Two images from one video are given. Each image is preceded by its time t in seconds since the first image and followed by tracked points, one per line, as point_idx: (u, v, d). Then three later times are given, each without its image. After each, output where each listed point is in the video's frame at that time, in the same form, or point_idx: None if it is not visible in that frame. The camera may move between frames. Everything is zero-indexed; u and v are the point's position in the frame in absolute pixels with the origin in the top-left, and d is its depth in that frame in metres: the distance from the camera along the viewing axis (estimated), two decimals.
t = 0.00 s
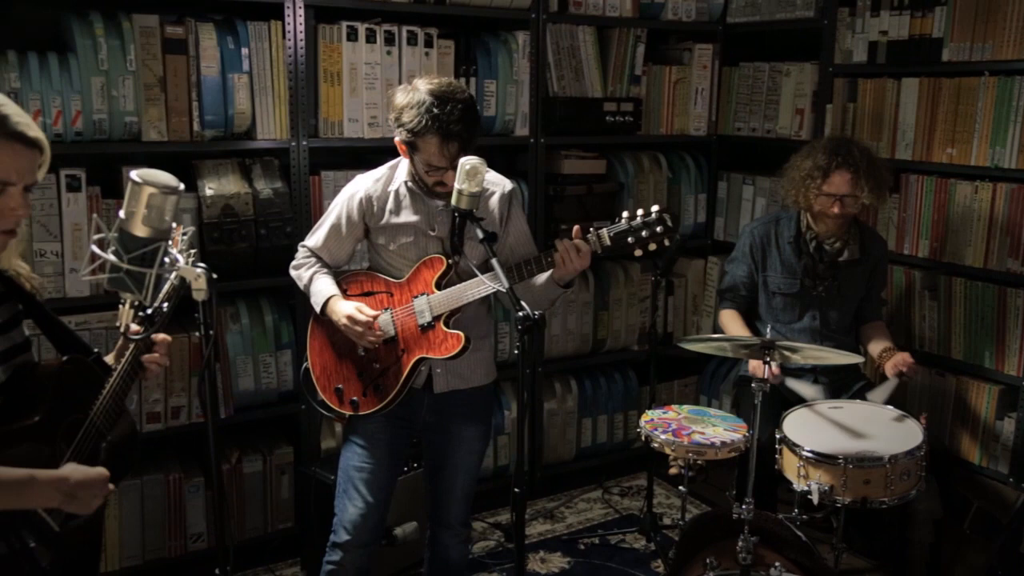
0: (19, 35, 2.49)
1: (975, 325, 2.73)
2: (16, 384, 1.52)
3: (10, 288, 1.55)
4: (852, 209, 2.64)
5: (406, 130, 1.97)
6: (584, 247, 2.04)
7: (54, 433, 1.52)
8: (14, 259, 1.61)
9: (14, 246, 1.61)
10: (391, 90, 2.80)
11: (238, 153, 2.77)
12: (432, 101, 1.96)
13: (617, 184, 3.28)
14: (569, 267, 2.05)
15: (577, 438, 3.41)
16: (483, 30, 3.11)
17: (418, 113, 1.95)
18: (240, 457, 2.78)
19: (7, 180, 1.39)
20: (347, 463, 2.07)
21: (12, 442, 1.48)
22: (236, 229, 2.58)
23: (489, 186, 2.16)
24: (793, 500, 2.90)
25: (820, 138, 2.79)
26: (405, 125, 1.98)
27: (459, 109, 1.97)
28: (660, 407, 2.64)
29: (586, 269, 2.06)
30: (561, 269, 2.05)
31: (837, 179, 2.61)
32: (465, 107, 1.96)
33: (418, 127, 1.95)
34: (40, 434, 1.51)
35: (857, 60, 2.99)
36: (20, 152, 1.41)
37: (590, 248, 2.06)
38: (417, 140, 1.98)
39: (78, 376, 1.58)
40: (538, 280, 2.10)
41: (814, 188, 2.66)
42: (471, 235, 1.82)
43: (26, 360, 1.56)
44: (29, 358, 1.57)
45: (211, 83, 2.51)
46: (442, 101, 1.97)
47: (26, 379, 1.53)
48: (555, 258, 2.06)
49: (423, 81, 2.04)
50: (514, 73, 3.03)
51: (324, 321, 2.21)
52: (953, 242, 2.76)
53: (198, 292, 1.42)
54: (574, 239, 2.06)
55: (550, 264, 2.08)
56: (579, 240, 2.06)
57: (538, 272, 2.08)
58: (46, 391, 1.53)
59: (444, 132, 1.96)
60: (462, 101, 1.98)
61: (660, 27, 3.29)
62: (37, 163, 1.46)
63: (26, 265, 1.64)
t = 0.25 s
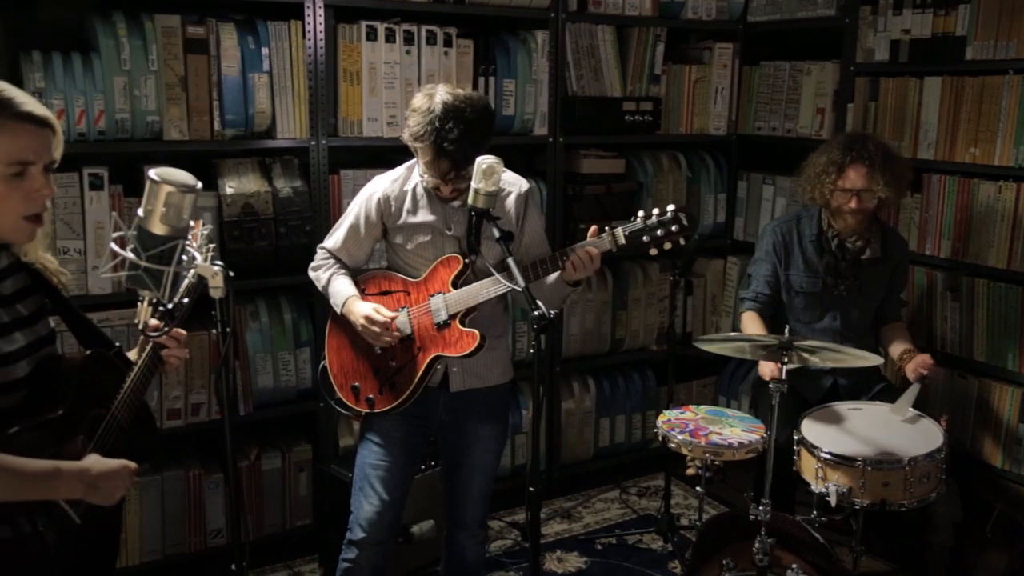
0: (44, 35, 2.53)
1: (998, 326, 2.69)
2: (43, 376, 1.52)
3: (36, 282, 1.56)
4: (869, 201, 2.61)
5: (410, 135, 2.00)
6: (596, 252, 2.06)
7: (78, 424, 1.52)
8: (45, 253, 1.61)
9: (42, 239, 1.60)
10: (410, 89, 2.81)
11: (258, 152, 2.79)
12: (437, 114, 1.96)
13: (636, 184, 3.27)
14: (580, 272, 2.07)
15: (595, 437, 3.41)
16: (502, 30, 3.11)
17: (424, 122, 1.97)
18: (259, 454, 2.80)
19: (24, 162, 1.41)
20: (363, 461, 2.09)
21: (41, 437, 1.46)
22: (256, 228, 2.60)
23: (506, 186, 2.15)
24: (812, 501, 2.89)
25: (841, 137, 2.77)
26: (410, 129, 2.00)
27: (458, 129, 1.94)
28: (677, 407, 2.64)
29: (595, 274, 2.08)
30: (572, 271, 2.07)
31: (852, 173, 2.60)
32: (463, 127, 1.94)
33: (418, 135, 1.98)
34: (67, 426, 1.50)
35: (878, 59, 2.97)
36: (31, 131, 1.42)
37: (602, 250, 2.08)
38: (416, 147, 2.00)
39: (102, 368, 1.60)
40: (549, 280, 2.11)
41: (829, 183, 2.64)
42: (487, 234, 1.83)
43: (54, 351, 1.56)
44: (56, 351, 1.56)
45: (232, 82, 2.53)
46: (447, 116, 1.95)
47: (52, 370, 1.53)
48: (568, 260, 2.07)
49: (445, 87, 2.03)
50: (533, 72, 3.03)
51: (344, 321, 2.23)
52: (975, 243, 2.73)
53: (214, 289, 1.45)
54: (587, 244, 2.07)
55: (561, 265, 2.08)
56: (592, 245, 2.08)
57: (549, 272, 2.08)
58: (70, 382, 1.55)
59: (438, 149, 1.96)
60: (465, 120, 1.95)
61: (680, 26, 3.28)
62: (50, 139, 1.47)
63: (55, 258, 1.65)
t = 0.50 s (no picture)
0: (67, 36, 2.55)
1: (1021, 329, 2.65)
2: (65, 382, 1.53)
3: (65, 287, 1.58)
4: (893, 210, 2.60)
5: (420, 142, 2.02)
6: (611, 254, 2.06)
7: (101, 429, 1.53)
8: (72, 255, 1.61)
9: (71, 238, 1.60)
10: (429, 89, 2.82)
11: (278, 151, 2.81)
12: (446, 125, 1.96)
13: (654, 184, 3.26)
14: (594, 274, 2.07)
15: (613, 438, 3.40)
16: (521, 30, 3.12)
17: (434, 130, 1.98)
18: (277, 451, 2.82)
19: (43, 151, 1.42)
20: (380, 460, 2.10)
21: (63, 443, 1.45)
22: (275, 227, 2.62)
23: (522, 188, 2.16)
24: (830, 504, 2.87)
25: (862, 138, 2.75)
26: (421, 137, 2.02)
27: (464, 144, 1.94)
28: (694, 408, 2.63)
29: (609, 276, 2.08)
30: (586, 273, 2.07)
31: (880, 179, 2.57)
32: (468, 143, 1.93)
33: (426, 143, 1.99)
34: (91, 432, 1.50)
35: (900, 58, 2.94)
36: (41, 120, 1.43)
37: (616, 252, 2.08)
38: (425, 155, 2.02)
39: (121, 376, 1.61)
40: (562, 281, 2.12)
41: (856, 189, 2.62)
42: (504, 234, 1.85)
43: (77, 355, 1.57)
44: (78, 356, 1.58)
45: (252, 82, 2.55)
46: (455, 130, 1.95)
47: (75, 376, 1.54)
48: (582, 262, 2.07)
49: (461, 97, 2.01)
50: (551, 72, 3.03)
51: (361, 325, 2.23)
52: (998, 244, 2.70)
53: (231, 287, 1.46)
54: (601, 246, 2.07)
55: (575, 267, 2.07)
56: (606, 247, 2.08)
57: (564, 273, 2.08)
58: (91, 390, 1.56)
59: (443, 162, 1.96)
60: (472, 135, 1.94)
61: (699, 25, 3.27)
62: (62, 124, 1.47)
63: (81, 260, 1.66)
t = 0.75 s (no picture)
0: (90, 36, 2.58)
1: None
2: (88, 372, 1.53)
3: (84, 277, 1.59)
4: (914, 206, 2.57)
5: (432, 131, 2.03)
6: (626, 247, 2.05)
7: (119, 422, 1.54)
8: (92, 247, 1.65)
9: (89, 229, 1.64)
10: (448, 88, 2.83)
11: (298, 150, 2.83)
12: (456, 112, 1.96)
13: (673, 183, 3.25)
14: (612, 267, 2.05)
15: (630, 438, 3.40)
16: (540, 29, 3.11)
17: (444, 119, 1.99)
18: (295, 449, 2.83)
19: (62, 138, 1.44)
20: (399, 458, 2.09)
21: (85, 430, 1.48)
22: (294, 226, 2.63)
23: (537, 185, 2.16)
24: (849, 505, 2.85)
25: (883, 137, 2.72)
26: (433, 126, 2.03)
27: (471, 130, 1.93)
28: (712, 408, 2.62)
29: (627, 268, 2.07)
30: (601, 268, 2.06)
31: (899, 179, 2.55)
32: (476, 130, 1.93)
33: (437, 131, 2.00)
34: (109, 424, 1.51)
35: (923, 57, 2.91)
36: (59, 108, 1.45)
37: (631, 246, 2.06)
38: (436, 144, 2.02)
39: (141, 364, 1.61)
40: (577, 277, 2.11)
41: (876, 190, 2.59)
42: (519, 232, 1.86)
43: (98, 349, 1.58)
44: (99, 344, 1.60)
45: (272, 82, 2.57)
46: (464, 117, 1.95)
47: (97, 366, 1.55)
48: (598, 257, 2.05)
49: (474, 88, 2.03)
50: (570, 71, 3.03)
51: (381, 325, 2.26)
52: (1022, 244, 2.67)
53: (246, 286, 1.47)
54: (616, 240, 2.06)
55: (591, 262, 2.07)
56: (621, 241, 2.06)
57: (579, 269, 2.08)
58: (110, 379, 1.56)
59: (450, 148, 1.96)
60: (480, 122, 1.94)
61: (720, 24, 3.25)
62: (79, 111, 1.49)
63: (99, 253, 1.69)
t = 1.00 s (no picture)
0: (112, 36, 2.61)
1: None
2: (107, 371, 1.54)
3: (103, 277, 1.61)
4: (935, 210, 2.54)
5: (445, 127, 2.04)
6: (637, 246, 2.04)
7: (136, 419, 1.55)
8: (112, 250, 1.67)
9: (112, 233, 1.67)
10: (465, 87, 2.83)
11: (316, 149, 2.84)
12: (467, 107, 1.97)
13: (692, 183, 3.24)
14: (622, 267, 2.05)
15: (647, 438, 3.39)
16: (558, 28, 3.11)
17: (456, 114, 2.00)
18: (312, 446, 2.85)
19: (84, 137, 1.45)
20: (415, 456, 2.11)
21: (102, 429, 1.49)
22: (312, 224, 2.65)
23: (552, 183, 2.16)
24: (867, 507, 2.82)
25: (904, 136, 2.70)
26: (446, 122, 2.04)
27: (482, 124, 1.94)
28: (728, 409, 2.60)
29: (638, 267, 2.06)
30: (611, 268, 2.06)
31: (920, 180, 2.52)
32: (486, 124, 1.93)
33: (449, 127, 2.01)
34: (127, 422, 1.52)
35: (944, 55, 2.88)
36: (81, 108, 1.46)
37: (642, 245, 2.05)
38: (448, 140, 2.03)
39: (158, 365, 1.63)
40: (590, 277, 2.10)
41: (897, 191, 2.57)
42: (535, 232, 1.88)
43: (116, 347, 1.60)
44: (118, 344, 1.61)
45: (290, 81, 2.58)
46: (475, 112, 1.96)
47: (115, 364, 1.56)
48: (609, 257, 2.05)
49: (487, 83, 2.03)
50: (588, 70, 3.02)
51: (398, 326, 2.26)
52: None
53: (262, 285, 1.48)
54: (627, 238, 2.06)
55: (604, 262, 2.06)
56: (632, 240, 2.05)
57: (593, 269, 2.07)
58: (127, 377, 1.57)
59: (460, 142, 1.96)
60: (491, 117, 1.94)
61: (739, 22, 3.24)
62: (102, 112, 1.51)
63: (120, 255, 1.71)
